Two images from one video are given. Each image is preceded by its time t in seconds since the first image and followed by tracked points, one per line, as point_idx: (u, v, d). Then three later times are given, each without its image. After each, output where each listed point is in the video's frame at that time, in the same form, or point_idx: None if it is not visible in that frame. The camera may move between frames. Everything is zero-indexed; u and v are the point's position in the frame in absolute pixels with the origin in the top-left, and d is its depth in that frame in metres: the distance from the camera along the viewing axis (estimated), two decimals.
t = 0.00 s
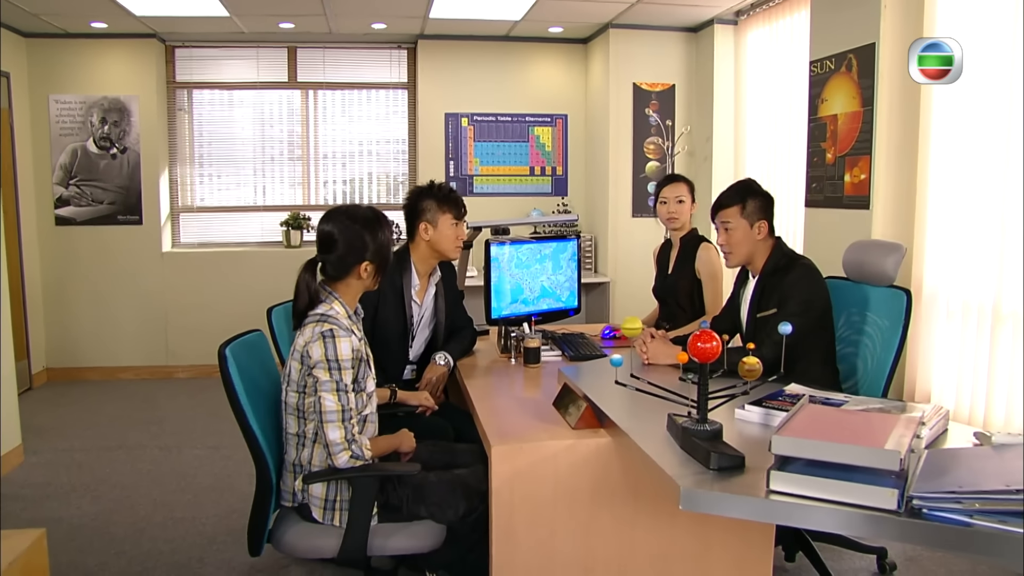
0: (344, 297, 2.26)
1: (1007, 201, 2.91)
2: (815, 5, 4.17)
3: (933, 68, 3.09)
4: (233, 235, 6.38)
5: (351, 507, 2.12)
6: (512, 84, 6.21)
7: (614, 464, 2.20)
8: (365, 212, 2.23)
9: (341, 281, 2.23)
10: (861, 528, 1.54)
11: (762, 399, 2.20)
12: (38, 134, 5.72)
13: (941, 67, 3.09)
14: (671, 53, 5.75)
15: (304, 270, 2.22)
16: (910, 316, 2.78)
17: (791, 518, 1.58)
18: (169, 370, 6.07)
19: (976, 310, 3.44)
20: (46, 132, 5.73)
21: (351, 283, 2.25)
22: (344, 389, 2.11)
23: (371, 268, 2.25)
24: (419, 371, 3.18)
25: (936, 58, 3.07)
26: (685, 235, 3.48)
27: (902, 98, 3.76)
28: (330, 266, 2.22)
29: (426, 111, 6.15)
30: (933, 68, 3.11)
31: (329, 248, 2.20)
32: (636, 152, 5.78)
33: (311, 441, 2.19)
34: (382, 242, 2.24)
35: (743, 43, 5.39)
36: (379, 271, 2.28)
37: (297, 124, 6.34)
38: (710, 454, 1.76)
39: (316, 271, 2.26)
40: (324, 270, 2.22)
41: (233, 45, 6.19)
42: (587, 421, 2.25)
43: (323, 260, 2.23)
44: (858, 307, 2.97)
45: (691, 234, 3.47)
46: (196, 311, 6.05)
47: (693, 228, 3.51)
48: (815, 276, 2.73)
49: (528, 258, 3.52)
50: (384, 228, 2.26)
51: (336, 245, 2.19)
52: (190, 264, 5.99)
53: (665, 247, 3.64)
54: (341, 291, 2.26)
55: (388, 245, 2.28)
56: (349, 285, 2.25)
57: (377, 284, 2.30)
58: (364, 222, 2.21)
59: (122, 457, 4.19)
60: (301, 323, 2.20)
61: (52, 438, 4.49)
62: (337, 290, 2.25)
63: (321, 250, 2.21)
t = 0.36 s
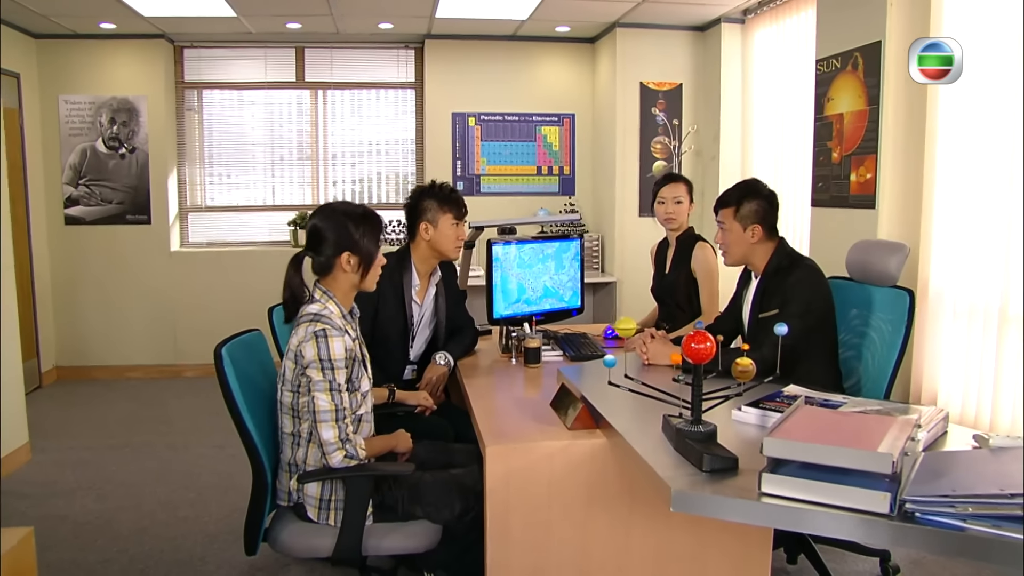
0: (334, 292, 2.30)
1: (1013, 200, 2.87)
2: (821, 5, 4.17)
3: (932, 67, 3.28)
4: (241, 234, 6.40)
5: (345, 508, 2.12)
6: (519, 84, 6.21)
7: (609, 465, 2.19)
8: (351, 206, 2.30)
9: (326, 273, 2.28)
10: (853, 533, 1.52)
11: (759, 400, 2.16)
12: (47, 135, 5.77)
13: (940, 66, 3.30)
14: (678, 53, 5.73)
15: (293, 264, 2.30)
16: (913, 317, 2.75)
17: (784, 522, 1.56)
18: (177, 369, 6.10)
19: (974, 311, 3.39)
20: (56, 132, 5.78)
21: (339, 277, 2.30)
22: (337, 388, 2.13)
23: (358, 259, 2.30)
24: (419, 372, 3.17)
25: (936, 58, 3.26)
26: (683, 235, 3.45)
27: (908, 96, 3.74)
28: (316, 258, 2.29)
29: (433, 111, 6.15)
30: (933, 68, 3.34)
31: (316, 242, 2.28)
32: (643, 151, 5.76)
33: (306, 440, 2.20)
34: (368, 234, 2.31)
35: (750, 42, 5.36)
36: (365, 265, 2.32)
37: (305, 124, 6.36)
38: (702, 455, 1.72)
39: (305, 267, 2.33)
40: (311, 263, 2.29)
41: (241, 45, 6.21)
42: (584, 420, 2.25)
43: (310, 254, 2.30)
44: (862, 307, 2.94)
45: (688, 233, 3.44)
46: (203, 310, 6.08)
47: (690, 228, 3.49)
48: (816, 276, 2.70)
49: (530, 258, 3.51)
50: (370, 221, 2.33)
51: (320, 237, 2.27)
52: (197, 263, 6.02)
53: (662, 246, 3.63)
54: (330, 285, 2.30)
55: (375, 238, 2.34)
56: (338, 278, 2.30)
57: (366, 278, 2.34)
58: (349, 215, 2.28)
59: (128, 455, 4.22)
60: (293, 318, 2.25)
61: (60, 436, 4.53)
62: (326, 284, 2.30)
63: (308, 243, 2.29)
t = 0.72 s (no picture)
0: (334, 290, 2.31)
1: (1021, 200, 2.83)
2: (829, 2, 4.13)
3: (932, 67, 3.23)
4: (251, 233, 6.43)
5: (343, 507, 2.12)
6: (527, 84, 6.20)
7: (607, 466, 2.18)
8: (351, 205, 2.31)
9: (326, 271, 2.29)
10: (847, 536, 1.48)
11: (758, 401, 2.15)
12: (59, 135, 5.82)
13: (941, 66, 3.24)
14: (687, 52, 5.71)
15: (294, 263, 2.31)
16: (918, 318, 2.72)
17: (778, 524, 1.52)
18: (187, 367, 6.13)
19: (994, 313, 3.33)
20: (68, 133, 5.82)
21: (339, 275, 2.30)
22: (335, 387, 2.14)
23: (357, 257, 2.30)
24: (422, 372, 3.17)
25: (936, 58, 3.22)
26: (683, 236, 3.44)
27: (917, 95, 3.70)
28: (317, 258, 2.29)
29: (442, 110, 6.16)
30: (933, 67, 3.25)
31: (316, 241, 2.28)
32: (652, 151, 5.73)
33: (305, 439, 2.21)
34: (367, 232, 2.31)
35: (759, 40, 5.33)
36: (365, 262, 2.33)
37: (314, 123, 6.38)
38: (698, 457, 1.70)
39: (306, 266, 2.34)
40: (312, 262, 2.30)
41: (251, 45, 6.23)
42: (583, 419, 2.25)
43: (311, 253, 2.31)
44: (867, 308, 2.91)
45: (688, 234, 3.43)
46: (212, 309, 6.11)
47: (692, 228, 3.47)
48: (820, 277, 2.68)
49: (534, 257, 3.50)
50: (370, 219, 2.33)
51: (320, 235, 2.27)
52: (206, 262, 6.06)
53: (664, 246, 3.61)
54: (330, 283, 2.31)
55: (375, 236, 2.34)
56: (338, 277, 2.30)
57: (366, 276, 2.35)
58: (348, 213, 2.29)
59: (136, 453, 4.25)
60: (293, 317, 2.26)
61: (69, 434, 4.56)
62: (327, 283, 2.31)
63: (308, 241, 2.29)
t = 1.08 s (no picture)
0: (332, 290, 2.31)
1: None
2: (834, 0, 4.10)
3: (932, 67, 3.43)
4: (257, 233, 6.45)
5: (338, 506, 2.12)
6: (533, 83, 6.19)
7: (602, 466, 2.17)
8: (350, 205, 2.31)
9: (325, 270, 2.29)
10: (839, 539, 1.45)
11: (754, 402, 2.14)
12: (66, 135, 5.86)
13: (941, 67, 3.42)
14: (692, 52, 5.69)
15: (293, 264, 2.31)
16: (920, 317, 2.69)
17: (769, 526, 1.50)
18: (193, 366, 6.16)
19: (996, 312, 3.33)
20: (75, 133, 5.86)
21: (338, 275, 2.31)
22: (331, 387, 2.14)
23: (356, 258, 2.31)
24: (422, 371, 3.17)
25: (936, 58, 3.42)
26: (683, 236, 3.43)
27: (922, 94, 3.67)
28: (316, 258, 2.29)
29: (447, 110, 6.16)
30: (934, 67, 3.44)
31: (314, 242, 2.28)
32: (657, 150, 5.72)
33: (302, 438, 2.21)
34: (366, 232, 2.32)
35: (765, 38, 5.30)
36: (364, 262, 2.33)
37: (319, 123, 6.39)
38: (691, 458, 1.67)
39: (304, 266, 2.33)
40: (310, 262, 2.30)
41: (257, 45, 6.25)
42: (580, 419, 2.24)
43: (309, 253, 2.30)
44: (868, 309, 2.89)
45: (689, 234, 3.42)
46: (218, 308, 6.14)
47: (692, 228, 3.46)
48: (820, 277, 2.66)
49: (535, 257, 3.49)
50: (369, 219, 2.33)
51: (319, 235, 2.27)
52: (212, 262, 6.08)
53: (665, 246, 3.60)
54: (329, 283, 2.31)
55: (374, 236, 2.34)
56: (336, 277, 2.30)
57: (365, 276, 2.35)
58: (347, 213, 2.29)
59: (140, 452, 4.27)
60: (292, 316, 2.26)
61: (74, 432, 4.59)
62: (325, 283, 2.31)
63: (306, 240, 2.29)
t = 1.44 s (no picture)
0: (328, 289, 2.32)
1: None
2: None
3: (932, 67, 3.38)
4: (261, 232, 6.46)
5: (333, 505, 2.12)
6: (537, 82, 6.19)
7: (598, 466, 2.17)
8: (348, 205, 2.31)
9: (322, 269, 2.28)
10: (830, 541, 1.44)
11: (751, 402, 2.13)
12: (72, 135, 5.88)
13: (941, 67, 3.36)
14: (697, 50, 5.67)
15: (290, 262, 2.31)
16: (921, 318, 2.67)
17: (760, 527, 1.49)
18: (197, 365, 6.18)
19: (1001, 313, 3.31)
20: (81, 133, 5.89)
21: (335, 274, 2.31)
22: (326, 386, 2.14)
23: (353, 257, 2.31)
24: (421, 371, 3.17)
25: (936, 58, 3.35)
26: (684, 235, 3.41)
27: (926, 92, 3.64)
28: (313, 256, 2.29)
29: (452, 109, 6.15)
30: (933, 68, 3.39)
31: (312, 240, 2.28)
32: (661, 149, 5.70)
33: (298, 437, 2.21)
34: (364, 232, 2.31)
35: (770, 37, 5.28)
36: (361, 262, 2.33)
37: (324, 122, 6.40)
38: (683, 459, 1.66)
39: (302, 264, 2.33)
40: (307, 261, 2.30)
41: (262, 45, 6.26)
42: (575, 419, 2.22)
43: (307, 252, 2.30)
44: (870, 309, 2.87)
45: (689, 233, 3.40)
46: (221, 306, 6.15)
47: (693, 227, 3.44)
48: (819, 277, 2.64)
49: (536, 256, 3.49)
50: (366, 218, 2.33)
51: (316, 234, 2.27)
52: (217, 261, 6.09)
53: (665, 246, 3.59)
54: (326, 282, 2.31)
55: (371, 236, 2.34)
56: (333, 276, 2.31)
57: (362, 275, 2.35)
58: (345, 212, 2.29)
59: (143, 450, 4.29)
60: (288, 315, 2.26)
61: (78, 430, 4.61)
62: (322, 282, 2.31)
63: (304, 239, 2.29)
